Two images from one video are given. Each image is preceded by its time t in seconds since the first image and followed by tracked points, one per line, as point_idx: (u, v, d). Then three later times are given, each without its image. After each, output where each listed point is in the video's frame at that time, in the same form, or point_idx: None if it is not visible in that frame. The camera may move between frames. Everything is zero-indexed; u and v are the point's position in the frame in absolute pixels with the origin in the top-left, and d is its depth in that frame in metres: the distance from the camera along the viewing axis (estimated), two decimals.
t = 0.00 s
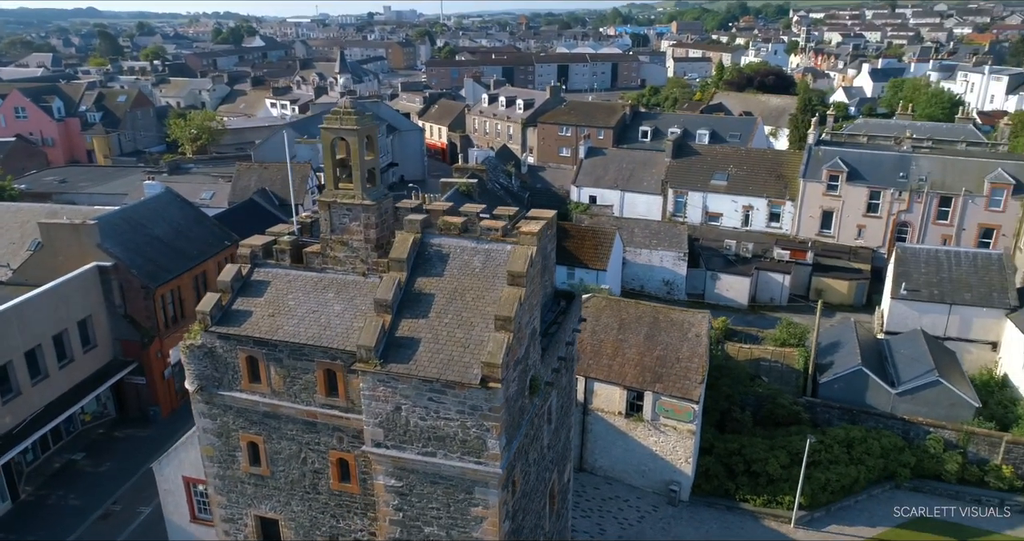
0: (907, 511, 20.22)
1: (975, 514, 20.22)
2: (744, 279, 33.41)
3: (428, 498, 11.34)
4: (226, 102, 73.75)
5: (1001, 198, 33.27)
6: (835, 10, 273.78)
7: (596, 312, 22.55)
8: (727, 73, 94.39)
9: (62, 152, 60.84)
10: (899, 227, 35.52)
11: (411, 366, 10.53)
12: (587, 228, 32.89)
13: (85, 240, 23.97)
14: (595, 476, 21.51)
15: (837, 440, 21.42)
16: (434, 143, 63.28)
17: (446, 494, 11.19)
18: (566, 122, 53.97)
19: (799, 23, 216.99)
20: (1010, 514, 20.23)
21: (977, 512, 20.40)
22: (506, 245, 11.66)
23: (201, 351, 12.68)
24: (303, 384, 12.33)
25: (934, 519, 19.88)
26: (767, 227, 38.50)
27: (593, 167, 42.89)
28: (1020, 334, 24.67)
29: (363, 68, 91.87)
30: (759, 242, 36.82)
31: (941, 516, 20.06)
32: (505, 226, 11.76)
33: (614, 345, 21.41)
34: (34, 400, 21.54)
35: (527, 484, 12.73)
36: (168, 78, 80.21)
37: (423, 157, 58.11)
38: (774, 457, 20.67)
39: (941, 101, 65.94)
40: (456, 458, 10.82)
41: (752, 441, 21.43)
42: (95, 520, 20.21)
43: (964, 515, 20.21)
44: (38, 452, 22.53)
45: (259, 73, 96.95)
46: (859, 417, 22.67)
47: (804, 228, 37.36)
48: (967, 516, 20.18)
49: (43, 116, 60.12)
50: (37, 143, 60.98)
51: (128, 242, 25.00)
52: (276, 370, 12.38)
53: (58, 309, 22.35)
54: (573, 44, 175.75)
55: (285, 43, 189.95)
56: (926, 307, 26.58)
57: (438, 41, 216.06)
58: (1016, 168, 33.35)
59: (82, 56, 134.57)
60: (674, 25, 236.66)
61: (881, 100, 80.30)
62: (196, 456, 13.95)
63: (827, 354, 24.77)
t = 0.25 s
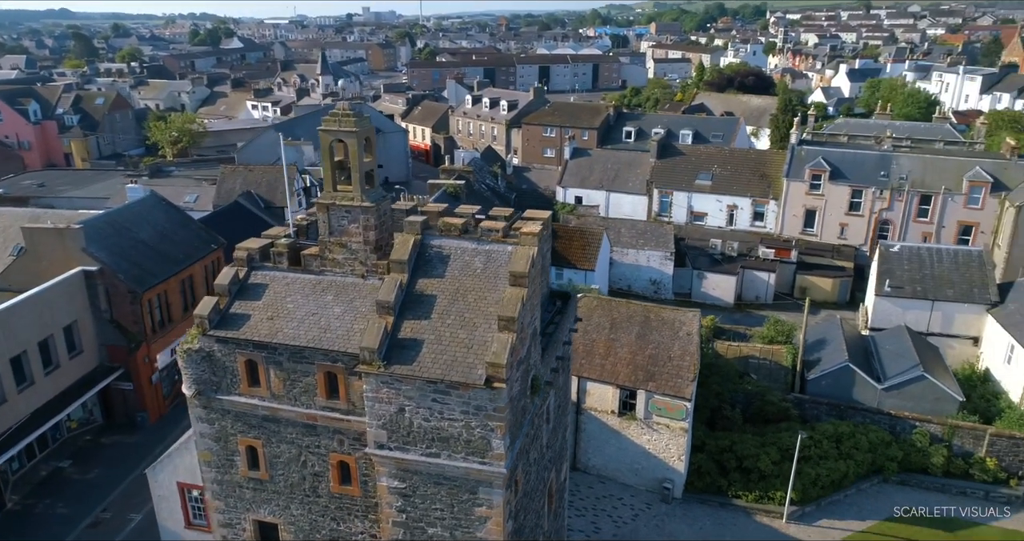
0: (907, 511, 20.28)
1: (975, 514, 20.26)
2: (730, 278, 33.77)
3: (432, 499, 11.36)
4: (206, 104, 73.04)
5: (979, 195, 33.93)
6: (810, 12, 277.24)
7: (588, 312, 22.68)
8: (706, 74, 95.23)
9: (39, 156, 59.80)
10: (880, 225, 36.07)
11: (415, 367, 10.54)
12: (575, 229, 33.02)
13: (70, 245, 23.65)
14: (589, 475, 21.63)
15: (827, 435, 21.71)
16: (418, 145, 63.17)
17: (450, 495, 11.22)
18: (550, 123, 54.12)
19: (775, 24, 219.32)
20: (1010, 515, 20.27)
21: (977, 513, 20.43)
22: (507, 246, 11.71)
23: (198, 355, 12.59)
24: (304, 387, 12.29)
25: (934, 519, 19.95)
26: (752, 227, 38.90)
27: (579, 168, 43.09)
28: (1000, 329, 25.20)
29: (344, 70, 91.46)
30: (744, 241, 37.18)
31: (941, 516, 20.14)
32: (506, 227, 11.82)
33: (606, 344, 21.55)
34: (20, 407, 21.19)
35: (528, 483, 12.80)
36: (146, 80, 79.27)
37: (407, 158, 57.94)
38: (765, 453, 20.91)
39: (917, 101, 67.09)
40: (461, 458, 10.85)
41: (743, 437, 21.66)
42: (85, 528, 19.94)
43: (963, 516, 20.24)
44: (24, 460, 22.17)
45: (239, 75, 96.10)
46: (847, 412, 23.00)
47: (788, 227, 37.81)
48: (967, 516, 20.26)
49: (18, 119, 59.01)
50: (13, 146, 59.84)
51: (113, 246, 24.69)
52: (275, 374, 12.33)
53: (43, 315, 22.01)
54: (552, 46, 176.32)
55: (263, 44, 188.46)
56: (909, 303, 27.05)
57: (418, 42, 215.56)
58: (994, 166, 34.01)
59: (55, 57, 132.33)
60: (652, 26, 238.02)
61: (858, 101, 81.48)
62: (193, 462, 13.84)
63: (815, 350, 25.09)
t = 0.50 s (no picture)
0: (906, 511, 20.39)
1: (972, 513, 20.39)
2: (715, 276, 34.11)
3: (435, 499, 11.38)
4: (186, 106, 72.27)
5: (958, 193, 34.54)
6: (787, 13, 280.38)
7: (579, 312, 22.80)
8: (687, 75, 95.98)
9: (15, 159, 58.78)
10: (862, 224, 36.61)
11: (418, 368, 10.57)
12: (562, 229, 33.15)
13: (54, 249, 23.34)
14: (582, 474, 21.74)
15: (815, 431, 22.01)
16: (401, 146, 63.00)
17: (453, 495, 11.25)
18: (534, 124, 54.24)
19: (752, 25, 221.51)
20: (1008, 515, 20.35)
21: (975, 512, 20.51)
22: (507, 247, 11.77)
23: (196, 359, 12.51)
24: (303, 390, 12.25)
25: (933, 519, 20.06)
26: (736, 226, 39.30)
27: (564, 169, 43.26)
28: (981, 325, 25.71)
29: (325, 71, 90.97)
30: (729, 240, 37.55)
31: (941, 516, 20.26)
32: (505, 228, 11.87)
33: (598, 344, 21.69)
34: (6, 415, 20.85)
35: (528, 483, 12.86)
36: (123, 82, 78.29)
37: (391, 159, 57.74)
38: (756, 449, 21.15)
39: (894, 101, 68.14)
40: (464, 458, 10.88)
41: (734, 434, 21.89)
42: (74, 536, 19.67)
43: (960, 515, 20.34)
44: (9, 469, 21.81)
45: (218, 77, 95.22)
46: (834, 408, 23.34)
47: (771, 226, 38.24)
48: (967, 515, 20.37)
49: None
50: None
51: (98, 250, 24.38)
52: (275, 377, 12.28)
53: (28, 321, 21.68)
54: (533, 47, 176.61)
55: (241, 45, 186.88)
56: (893, 300, 27.51)
57: (397, 43, 214.80)
58: (972, 165, 34.64)
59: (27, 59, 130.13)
60: (631, 27, 239.19)
61: (836, 101, 82.54)
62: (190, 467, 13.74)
63: (802, 347, 25.41)
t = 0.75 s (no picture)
0: (907, 511, 20.48)
1: (970, 511, 20.53)
2: (702, 275, 34.37)
3: (439, 500, 11.40)
4: (166, 109, 71.51)
5: (939, 192, 35.12)
6: (766, 14, 283.16)
7: (571, 312, 22.90)
8: (669, 76, 96.56)
9: None
10: (845, 222, 37.10)
11: (422, 369, 10.58)
12: (551, 229, 33.21)
13: (39, 254, 23.05)
14: (576, 473, 21.84)
15: (805, 427, 22.27)
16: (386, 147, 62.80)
17: (457, 496, 11.28)
18: (519, 125, 54.29)
19: (732, 27, 223.39)
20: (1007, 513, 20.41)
21: (975, 511, 20.58)
22: (508, 247, 11.82)
23: (194, 364, 12.41)
24: (304, 393, 12.22)
25: (932, 520, 20.13)
26: (721, 225, 39.65)
27: (550, 169, 43.40)
28: (964, 321, 26.17)
29: (306, 73, 90.43)
30: (715, 239, 37.87)
31: (941, 517, 20.33)
32: (506, 228, 11.92)
33: (591, 344, 21.79)
34: None
35: (529, 482, 12.91)
36: (102, 84, 77.34)
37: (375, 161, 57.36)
38: (748, 446, 21.37)
39: (872, 101, 69.10)
40: (470, 458, 10.91)
41: (726, 432, 22.10)
42: None
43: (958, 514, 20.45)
44: None
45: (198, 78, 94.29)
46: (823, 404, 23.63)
47: (756, 225, 38.62)
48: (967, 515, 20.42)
49: None
50: None
51: (84, 254, 24.06)
52: (275, 380, 12.23)
53: (14, 327, 21.33)
54: (514, 48, 176.76)
55: (220, 47, 185.16)
56: (878, 297, 27.94)
57: (378, 45, 213.98)
58: (952, 163, 35.22)
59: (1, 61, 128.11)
60: (612, 28, 240.10)
61: (815, 101, 83.55)
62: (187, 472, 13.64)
63: (790, 344, 25.70)
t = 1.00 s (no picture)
0: (906, 511, 20.50)
1: (974, 513, 20.49)
2: (690, 274, 34.68)
3: (443, 500, 11.41)
4: (146, 111, 70.71)
5: (920, 190, 35.67)
6: (745, 16, 285.67)
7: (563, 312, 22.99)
8: (651, 76, 97.17)
9: None
10: (829, 221, 37.57)
11: (427, 370, 10.61)
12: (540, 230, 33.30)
13: (24, 259, 22.75)
14: (570, 472, 21.92)
15: (796, 423, 22.53)
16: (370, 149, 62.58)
17: (462, 496, 11.30)
18: (504, 126, 54.35)
19: (711, 28, 225.23)
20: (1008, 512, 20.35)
21: (977, 512, 20.59)
22: (510, 248, 11.89)
23: (193, 368, 12.33)
24: (306, 396, 12.18)
25: (930, 519, 20.15)
26: (707, 224, 39.99)
27: (536, 170, 43.53)
28: (948, 316, 26.64)
29: (288, 74, 89.87)
30: (702, 238, 38.20)
31: (940, 517, 20.32)
32: (507, 229, 11.99)
33: (583, 344, 21.91)
34: None
35: (531, 481, 12.95)
36: (80, 86, 76.33)
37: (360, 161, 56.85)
38: (740, 443, 21.60)
39: (851, 101, 70.05)
40: (474, 459, 10.94)
41: (718, 429, 22.30)
42: None
43: (959, 515, 20.42)
44: None
45: (178, 80, 93.36)
46: (812, 400, 23.93)
47: (742, 224, 38.99)
48: (967, 516, 20.41)
49: None
50: None
51: (69, 259, 23.78)
52: (276, 383, 12.18)
53: None
54: (495, 49, 176.88)
55: (198, 48, 183.35)
56: (863, 294, 28.36)
57: (359, 46, 213.07)
58: (932, 162, 35.78)
59: None
60: (592, 29, 240.98)
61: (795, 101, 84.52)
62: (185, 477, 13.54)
63: (779, 342, 25.99)
